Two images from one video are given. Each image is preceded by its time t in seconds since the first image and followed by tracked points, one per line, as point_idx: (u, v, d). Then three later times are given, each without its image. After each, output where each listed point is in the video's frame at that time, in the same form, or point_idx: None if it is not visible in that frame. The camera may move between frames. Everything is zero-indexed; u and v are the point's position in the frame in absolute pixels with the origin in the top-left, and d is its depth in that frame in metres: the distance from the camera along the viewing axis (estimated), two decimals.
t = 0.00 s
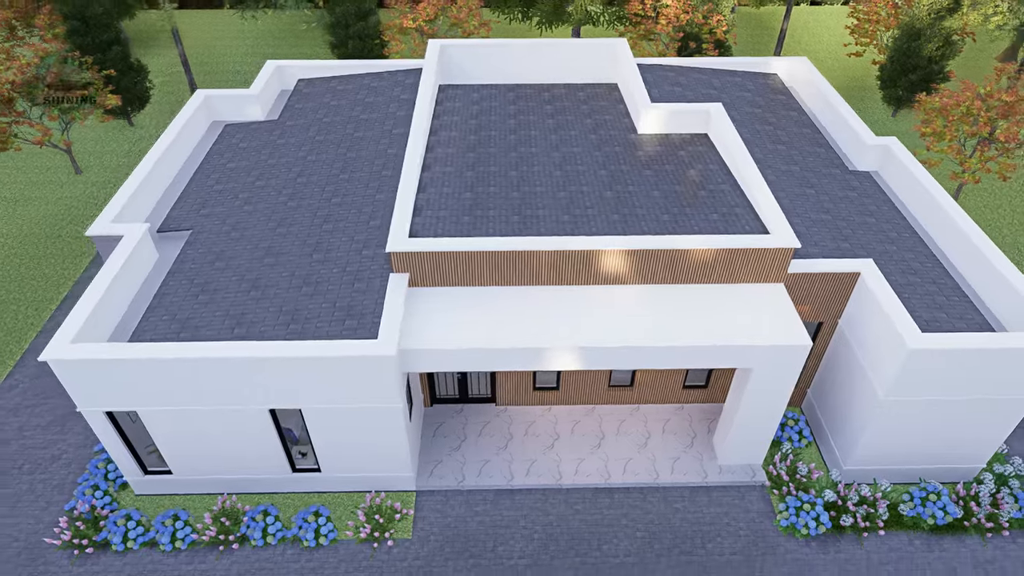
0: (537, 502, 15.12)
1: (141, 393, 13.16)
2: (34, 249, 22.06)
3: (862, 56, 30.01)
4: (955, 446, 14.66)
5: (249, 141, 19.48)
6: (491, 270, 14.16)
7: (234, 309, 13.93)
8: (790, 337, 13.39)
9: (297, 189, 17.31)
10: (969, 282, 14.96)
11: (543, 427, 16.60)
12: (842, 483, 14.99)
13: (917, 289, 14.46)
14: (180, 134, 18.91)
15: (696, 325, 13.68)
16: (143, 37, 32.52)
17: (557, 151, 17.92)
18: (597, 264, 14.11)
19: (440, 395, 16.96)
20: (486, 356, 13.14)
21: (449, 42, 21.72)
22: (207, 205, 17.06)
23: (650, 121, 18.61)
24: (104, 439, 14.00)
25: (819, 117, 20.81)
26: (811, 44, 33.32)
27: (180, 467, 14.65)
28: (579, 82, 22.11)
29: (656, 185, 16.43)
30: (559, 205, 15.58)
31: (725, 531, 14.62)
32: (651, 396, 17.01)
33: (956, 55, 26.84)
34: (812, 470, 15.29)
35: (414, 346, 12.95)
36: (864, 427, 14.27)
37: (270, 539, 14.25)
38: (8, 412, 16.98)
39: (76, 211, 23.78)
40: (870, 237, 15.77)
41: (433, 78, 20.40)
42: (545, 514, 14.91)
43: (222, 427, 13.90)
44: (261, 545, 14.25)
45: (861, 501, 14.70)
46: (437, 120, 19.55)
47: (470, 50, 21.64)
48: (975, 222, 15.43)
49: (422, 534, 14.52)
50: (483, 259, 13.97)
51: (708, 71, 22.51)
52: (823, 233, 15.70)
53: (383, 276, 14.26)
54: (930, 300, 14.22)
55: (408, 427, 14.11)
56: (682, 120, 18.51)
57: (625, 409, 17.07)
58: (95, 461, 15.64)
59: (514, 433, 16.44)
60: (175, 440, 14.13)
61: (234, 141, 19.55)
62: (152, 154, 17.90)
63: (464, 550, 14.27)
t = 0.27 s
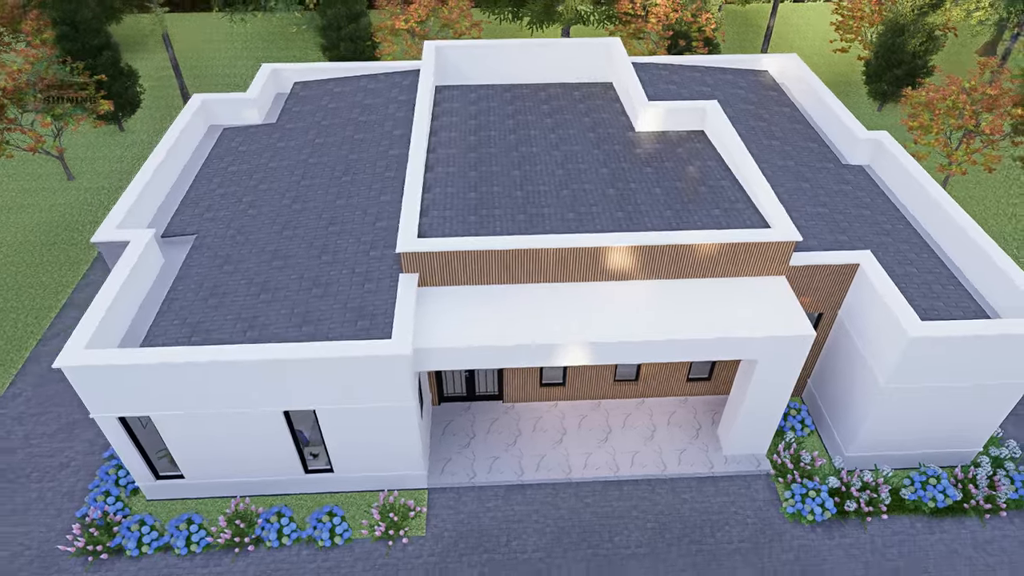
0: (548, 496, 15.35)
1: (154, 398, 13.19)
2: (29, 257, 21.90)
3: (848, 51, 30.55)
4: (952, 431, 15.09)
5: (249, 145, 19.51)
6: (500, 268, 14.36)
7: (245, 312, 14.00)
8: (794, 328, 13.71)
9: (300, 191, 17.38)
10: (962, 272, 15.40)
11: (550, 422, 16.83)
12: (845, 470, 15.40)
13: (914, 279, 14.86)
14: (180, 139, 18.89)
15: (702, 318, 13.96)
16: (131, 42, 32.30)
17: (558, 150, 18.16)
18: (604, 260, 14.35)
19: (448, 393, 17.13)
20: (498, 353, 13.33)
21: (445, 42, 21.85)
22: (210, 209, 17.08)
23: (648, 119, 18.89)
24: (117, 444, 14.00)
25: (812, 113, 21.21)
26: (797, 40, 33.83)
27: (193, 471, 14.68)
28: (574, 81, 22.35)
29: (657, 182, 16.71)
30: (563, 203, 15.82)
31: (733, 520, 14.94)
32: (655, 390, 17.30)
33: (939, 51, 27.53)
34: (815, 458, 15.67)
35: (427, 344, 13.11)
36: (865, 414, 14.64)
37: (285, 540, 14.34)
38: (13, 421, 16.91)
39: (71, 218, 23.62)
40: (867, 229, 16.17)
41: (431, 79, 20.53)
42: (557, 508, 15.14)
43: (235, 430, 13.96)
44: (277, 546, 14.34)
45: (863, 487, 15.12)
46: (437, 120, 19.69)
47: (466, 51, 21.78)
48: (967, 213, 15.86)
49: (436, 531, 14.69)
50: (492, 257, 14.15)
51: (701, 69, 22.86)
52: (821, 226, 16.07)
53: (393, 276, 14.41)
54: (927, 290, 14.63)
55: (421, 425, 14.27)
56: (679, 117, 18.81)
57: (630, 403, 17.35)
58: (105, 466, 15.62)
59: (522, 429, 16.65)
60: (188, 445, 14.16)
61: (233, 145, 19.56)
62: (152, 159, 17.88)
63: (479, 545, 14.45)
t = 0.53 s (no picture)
0: (558, 490, 15.57)
1: (168, 402, 13.23)
2: (25, 264, 21.73)
3: (834, 47, 31.06)
4: (949, 416, 15.52)
5: (249, 148, 19.53)
6: (508, 266, 14.55)
7: (256, 315, 14.07)
8: (797, 318, 14.03)
9: (303, 194, 17.45)
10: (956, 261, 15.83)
11: (557, 417, 17.05)
12: (847, 457, 15.78)
13: (911, 269, 15.26)
14: (179, 143, 18.88)
15: (707, 311, 14.23)
16: (119, 46, 32.06)
17: (558, 149, 18.38)
18: (610, 256, 14.59)
19: (455, 391, 17.30)
20: (510, 349, 13.52)
21: (440, 43, 21.98)
22: (214, 213, 17.09)
23: (646, 116, 19.16)
24: (130, 449, 14.02)
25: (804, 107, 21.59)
26: (783, 37, 34.32)
27: (206, 473, 14.72)
28: (569, 80, 22.58)
29: (657, 178, 16.99)
30: (567, 201, 16.04)
31: (740, 508, 15.26)
32: (659, 383, 17.58)
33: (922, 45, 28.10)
34: (818, 446, 16.04)
35: (440, 342, 13.27)
36: (867, 401, 15.01)
37: (300, 540, 14.44)
38: (18, 429, 16.85)
39: (65, 224, 23.45)
40: (863, 221, 16.56)
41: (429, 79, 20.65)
42: (567, 501, 15.36)
43: (249, 432, 14.03)
44: (292, 547, 14.44)
45: (865, 472, 15.50)
46: (436, 121, 19.82)
47: (462, 51, 21.91)
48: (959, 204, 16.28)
49: (449, 527, 14.86)
50: (501, 256, 14.34)
51: (694, 66, 23.19)
52: (819, 219, 16.43)
53: (402, 275, 14.54)
54: (923, 279, 15.04)
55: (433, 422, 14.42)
56: (675, 115, 19.10)
57: (635, 397, 17.62)
58: (115, 472, 15.61)
59: (530, 425, 16.86)
60: (201, 448, 14.21)
61: (233, 149, 19.57)
62: (153, 164, 17.87)
63: (493, 540, 14.64)
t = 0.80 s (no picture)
0: (568, 484, 15.79)
1: (181, 405, 13.27)
2: (22, 271, 21.56)
3: (820, 43, 31.56)
4: (947, 402, 15.92)
5: (248, 151, 19.55)
6: (515, 264, 14.74)
7: (265, 316, 14.14)
8: (800, 309, 14.34)
9: (306, 196, 17.51)
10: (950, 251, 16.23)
11: (563, 412, 17.27)
12: (848, 444, 16.15)
13: (907, 259, 15.65)
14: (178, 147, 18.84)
15: (712, 304, 14.51)
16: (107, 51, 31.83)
17: (558, 147, 18.58)
18: (616, 252, 14.82)
19: (462, 389, 17.46)
20: (521, 345, 13.69)
21: (436, 44, 22.10)
22: (217, 216, 17.10)
23: (643, 114, 19.42)
24: (142, 454, 14.03)
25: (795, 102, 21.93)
26: (769, 34, 34.80)
27: (218, 476, 14.76)
28: (564, 79, 22.80)
29: (657, 175, 17.24)
30: (570, 199, 16.25)
31: (746, 497, 15.56)
32: (662, 376, 17.85)
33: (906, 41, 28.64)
34: (819, 434, 16.39)
35: (452, 340, 13.42)
36: (868, 388, 15.36)
37: (314, 539, 14.52)
38: (23, 437, 16.75)
39: (60, 231, 23.27)
40: (858, 214, 16.94)
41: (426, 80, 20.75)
42: (577, 494, 15.58)
43: (261, 434, 14.09)
44: (306, 546, 14.52)
45: (866, 459, 15.87)
46: (435, 121, 19.95)
47: (458, 52, 22.05)
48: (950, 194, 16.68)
49: (462, 522, 15.02)
50: (508, 253, 14.51)
51: (687, 64, 23.51)
52: (816, 212, 16.78)
53: (410, 275, 14.68)
54: (919, 269, 15.43)
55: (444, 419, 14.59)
56: (671, 112, 19.38)
57: (639, 390, 17.87)
58: (124, 477, 15.60)
59: (537, 420, 17.06)
60: (214, 451, 14.24)
61: (232, 152, 19.57)
62: (153, 169, 17.83)
63: (505, 534, 14.82)
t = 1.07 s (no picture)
0: (577, 477, 15.99)
1: (194, 408, 13.30)
2: (18, 279, 21.40)
3: (807, 40, 32.01)
4: (944, 388, 16.32)
5: (248, 154, 19.55)
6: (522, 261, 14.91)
7: (276, 318, 14.20)
8: (802, 300, 14.64)
9: (310, 197, 17.56)
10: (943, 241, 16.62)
11: (570, 407, 17.47)
12: (849, 432, 16.50)
13: (903, 250, 16.02)
14: (178, 151, 18.81)
15: (716, 297, 14.77)
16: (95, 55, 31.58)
17: (558, 145, 18.78)
18: (621, 247, 15.04)
19: (468, 386, 17.61)
20: (531, 342, 13.87)
21: (432, 45, 22.20)
22: (220, 219, 17.11)
23: (640, 112, 19.66)
24: (154, 457, 14.04)
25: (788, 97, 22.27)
26: (756, 30, 35.24)
27: (230, 478, 14.80)
28: (560, 78, 23.00)
29: (657, 171, 17.49)
30: (574, 196, 16.46)
31: (752, 485, 15.86)
32: (666, 370, 18.11)
33: (891, 36, 29.13)
34: (821, 423, 16.72)
35: (463, 337, 13.57)
36: (868, 377, 15.71)
37: (327, 539, 14.60)
38: (28, 445, 16.68)
39: (55, 237, 23.09)
40: (854, 206, 17.30)
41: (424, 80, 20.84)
42: (586, 487, 15.80)
43: (274, 435, 14.16)
44: (320, 545, 14.61)
45: (867, 446, 16.23)
46: (435, 121, 20.06)
47: (454, 52, 22.16)
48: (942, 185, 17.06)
49: (474, 518, 15.18)
50: (515, 251, 14.68)
51: (680, 61, 23.81)
52: (814, 205, 17.13)
53: (419, 274, 14.80)
54: (916, 259, 15.80)
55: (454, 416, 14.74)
56: (668, 109, 19.65)
57: (643, 384, 18.12)
58: (134, 482, 15.59)
59: (544, 416, 17.25)
60: (226, 453, 14.28)
61: (231, 155, 19.56)
62: (155, 173, 17.80)
63: (517, 528, 15.00)
